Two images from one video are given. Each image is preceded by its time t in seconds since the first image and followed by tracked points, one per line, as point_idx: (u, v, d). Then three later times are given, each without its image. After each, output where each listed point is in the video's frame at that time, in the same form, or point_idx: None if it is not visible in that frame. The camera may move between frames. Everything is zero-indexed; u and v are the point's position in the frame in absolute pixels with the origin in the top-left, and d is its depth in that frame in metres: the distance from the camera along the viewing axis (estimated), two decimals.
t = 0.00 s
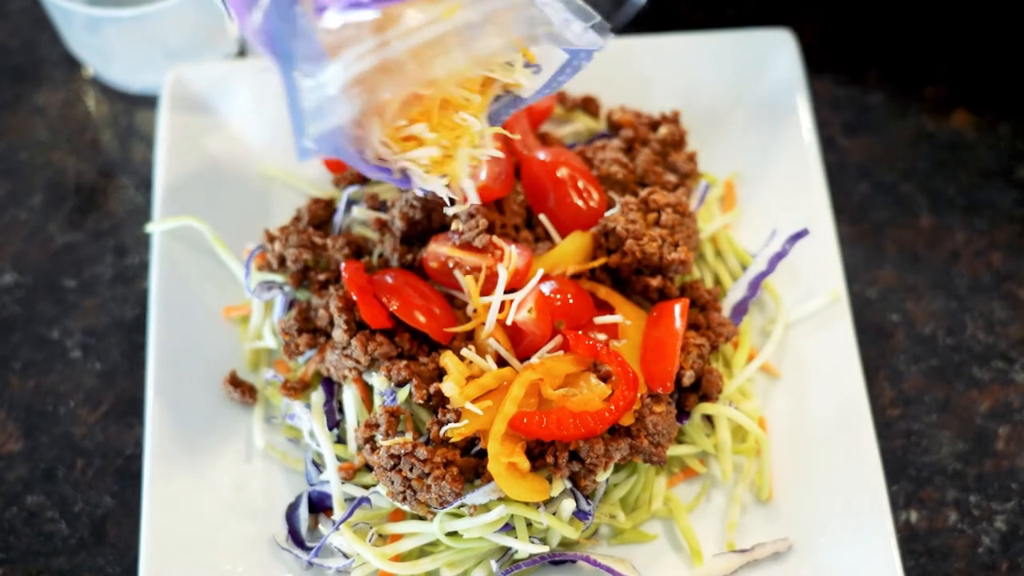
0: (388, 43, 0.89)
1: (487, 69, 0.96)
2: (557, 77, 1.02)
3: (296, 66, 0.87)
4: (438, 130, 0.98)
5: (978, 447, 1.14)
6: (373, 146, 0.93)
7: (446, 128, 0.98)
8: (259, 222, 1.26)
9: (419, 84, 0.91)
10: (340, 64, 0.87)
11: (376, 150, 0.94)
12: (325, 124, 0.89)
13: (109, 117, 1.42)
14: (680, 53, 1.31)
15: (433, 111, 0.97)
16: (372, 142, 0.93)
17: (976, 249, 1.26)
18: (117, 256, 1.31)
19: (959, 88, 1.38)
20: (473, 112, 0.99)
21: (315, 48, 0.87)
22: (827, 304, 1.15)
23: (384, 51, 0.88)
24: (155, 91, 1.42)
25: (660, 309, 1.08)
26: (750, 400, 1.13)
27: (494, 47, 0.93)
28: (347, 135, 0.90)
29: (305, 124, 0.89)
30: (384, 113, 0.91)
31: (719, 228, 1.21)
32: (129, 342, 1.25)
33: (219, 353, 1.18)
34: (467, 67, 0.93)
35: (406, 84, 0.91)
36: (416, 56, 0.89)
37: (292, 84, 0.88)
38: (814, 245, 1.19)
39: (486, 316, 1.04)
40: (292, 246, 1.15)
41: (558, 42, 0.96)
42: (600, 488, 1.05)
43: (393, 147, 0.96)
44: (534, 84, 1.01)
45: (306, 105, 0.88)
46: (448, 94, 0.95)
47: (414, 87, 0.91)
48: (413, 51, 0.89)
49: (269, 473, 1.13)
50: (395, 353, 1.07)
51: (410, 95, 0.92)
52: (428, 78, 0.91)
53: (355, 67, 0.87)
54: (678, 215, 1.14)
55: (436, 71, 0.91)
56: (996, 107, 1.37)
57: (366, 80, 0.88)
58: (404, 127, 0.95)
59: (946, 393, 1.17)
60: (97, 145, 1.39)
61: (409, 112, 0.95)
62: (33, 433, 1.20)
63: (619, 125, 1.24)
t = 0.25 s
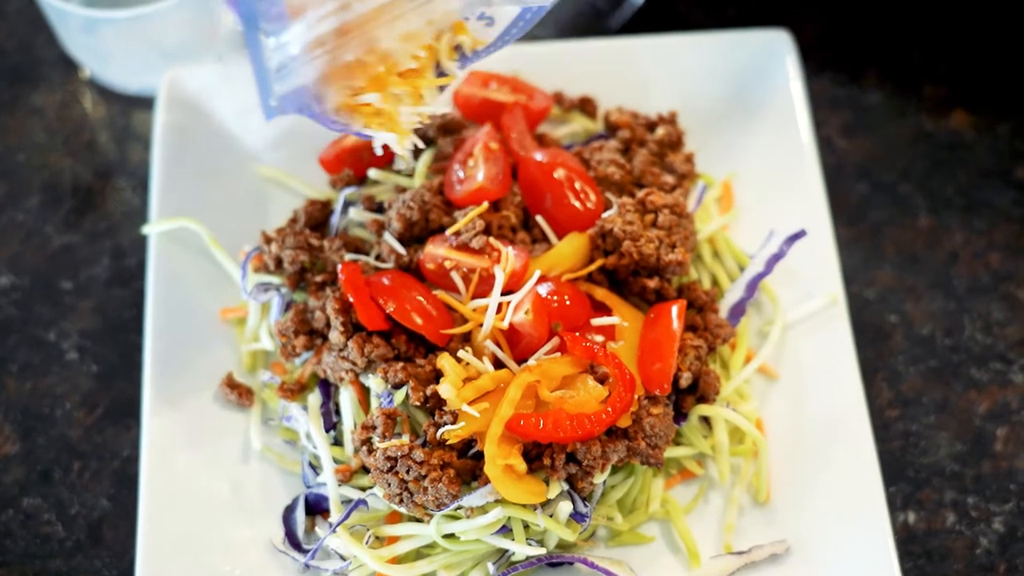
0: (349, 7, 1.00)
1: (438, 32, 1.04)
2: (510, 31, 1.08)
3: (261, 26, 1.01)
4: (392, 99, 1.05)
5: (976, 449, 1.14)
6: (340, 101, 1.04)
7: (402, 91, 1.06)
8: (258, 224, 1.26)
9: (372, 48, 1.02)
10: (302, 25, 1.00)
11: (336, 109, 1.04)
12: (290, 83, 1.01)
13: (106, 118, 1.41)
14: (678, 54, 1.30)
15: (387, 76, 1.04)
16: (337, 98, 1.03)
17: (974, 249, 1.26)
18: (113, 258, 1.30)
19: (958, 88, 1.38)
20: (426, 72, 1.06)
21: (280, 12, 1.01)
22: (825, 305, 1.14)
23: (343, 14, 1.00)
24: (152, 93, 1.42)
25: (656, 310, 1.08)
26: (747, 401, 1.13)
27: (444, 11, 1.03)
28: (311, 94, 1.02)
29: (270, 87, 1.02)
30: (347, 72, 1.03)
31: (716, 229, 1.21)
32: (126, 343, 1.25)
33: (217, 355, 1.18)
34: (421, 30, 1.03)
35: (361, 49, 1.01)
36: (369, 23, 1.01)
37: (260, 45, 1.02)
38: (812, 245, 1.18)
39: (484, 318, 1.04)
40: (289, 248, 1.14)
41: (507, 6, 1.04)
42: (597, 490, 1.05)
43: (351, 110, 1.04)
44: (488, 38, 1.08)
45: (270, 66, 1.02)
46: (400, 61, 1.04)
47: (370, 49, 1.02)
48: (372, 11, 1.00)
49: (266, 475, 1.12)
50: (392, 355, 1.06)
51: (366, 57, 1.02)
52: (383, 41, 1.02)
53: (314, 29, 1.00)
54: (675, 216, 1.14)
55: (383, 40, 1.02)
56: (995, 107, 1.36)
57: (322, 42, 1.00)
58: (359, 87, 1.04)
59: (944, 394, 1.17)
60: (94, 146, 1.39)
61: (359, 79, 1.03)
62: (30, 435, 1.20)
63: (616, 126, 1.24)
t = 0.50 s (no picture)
0: (336, 25, 1.01)
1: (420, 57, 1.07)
2: (493, 38, 1.07)
3: (243, 43, 0.99)
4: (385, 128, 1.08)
5: (974, 450, 1.13)
6: (322, 122, 1.06)
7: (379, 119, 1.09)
8: (253, 226, 1.26)
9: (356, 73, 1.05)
10: (287, 45, 1.00)
11: (317, 131, 1.06)
12: (272, 102, 1.02)
13: (102, 120, 1.41)
14: (676, 54, 1.30)
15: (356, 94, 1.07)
16: (317, 122, 1.06)
17: (972, 250, 1.26)
18: (110, 260, 1.30)
19: (956, 89, 1.38)
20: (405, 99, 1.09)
21: (261, 26, 0.99)
22: (822, 307, 1.14)
23: (331, 34, 1.01)
24: (148, 94, 1.42)
25: (653, 312, 1.08)
26: (744, 403, 1.13)
27: (427, 37, 1.06)
28: (292, 113, 1.04)
29: (253, 104, 1.02)
30: (323, 93, 1.04)
31: (713, 230, 1.21)
32: (122, 346, 1.25)
33: (212, 357, 1.18)
34: (408, 54, 1.06)
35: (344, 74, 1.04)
36: (350, 44, 1.03)
37: (241, 61, 1.00)
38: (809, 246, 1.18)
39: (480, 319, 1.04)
40: (285, 250, 1.14)
41: (490, 27, 1.07)
42: (594, 493, 1.05)
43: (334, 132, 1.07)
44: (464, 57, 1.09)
45: (253, 84, 1.01)
46: (383, 82, 1.07)
47: (354, 72, 1.05)
48: (360, 33, 1.02)
49: (262, 478, 1.12)
50: (388, 357, 1.06)
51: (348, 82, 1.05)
52: (366, 61, 1.05)
53: (300, 50, 1.00)
54: (672, 217, 1.13)
55: (367, 60, 1.04)
56: (993, 108, 1.36)
57: (308, 62, 1.01)
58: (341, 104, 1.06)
59: (942, 395, 1.16)
60: (91, 148, 1.39)
61: (337, 102, 1.06)
62: (26, 437, 1.19)
63: (613, 127, 1.24)
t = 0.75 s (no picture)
0: (443, 114, 0.87)
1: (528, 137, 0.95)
2: (586, 103, 1.00)
3: (350, 134, 0.87)
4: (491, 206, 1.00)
5: (971, 451, 1.13)
6: (436, 209, 0.94)
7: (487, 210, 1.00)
8: (248, 228, 1.25)
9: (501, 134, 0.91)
10: (397, 135, 0.86)
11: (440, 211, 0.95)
12: (384, 195, 0.88)
13: (98, 122, 1.41)
14: (672, 55, 1.30)
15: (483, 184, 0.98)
16: (431, 208, 0.93)
17: (970, 251, 1.25)
18: (105, 262, 1.30)
19: (953, 89, 1.38)
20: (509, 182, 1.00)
21: (368, 116, 0.86)
22: (819, 308, 1.14)
23: (438, 121, 0.87)
24: (143, 96, 1.41)
25: (650, 313, 1.08)
26: (741, 404, 1.12)
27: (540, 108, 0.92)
28: (404, 206, 0.90)
29: (364, 198, 0.89)
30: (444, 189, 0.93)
31: (711, 231, 1.20)
32: (118, 348, 1.24)
33: (207, 359, 1.17)
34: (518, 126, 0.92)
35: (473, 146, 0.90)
36: (460, 129, 0.88)
37: (350, 151, 0.87)
38: (806, 247, 1.19)
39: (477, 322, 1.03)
40: (281, 252, 1.14)
41: (590, 86, 0.96)
42: (591, 495, 1.05)
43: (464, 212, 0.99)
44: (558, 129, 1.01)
45: (365, 175, 0.87)
46: (494, 160, 0.95)
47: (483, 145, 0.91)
48: (474, 120, 0.89)
49: (258, 481, 1.12)
50: (384, 360, 1.06)
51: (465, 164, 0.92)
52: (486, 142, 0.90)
53: (411, 140, 0.86)
54: (668, 219, 1.13)
55: (511, 119, 0.91)
56: (990, 108, 1.36)
57: (418, 155, 0.87)
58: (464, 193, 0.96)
59: (939, 397, 1.16)
60: (86, 149, 1.38)
61: (454, 190, 0.94)
62: (21, 440, 1.19)
63: (610, 129, 1.23)
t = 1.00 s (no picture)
0: (465, 185, 0.75)
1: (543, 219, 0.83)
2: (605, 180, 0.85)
3: (367, 208, 0.78)
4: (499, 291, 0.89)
5: (969, 452, 1.13)
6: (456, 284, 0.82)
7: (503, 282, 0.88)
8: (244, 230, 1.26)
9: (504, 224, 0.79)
10: (417, 207, 0.75)
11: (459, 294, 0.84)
12: (405, 271, 0.78)
13: (93, 123, 1.40)
14: (670, 56, 1.30)
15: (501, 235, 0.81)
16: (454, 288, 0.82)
17: (967, 251, 1.25)
18: (101, 265, 1.29)
19: (950, 89, 1.37)
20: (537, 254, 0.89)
21: (384, 186, 0.76)
22: (817, 309, 1.14)
23: (459, 196, 0.75)
24: (139, 98, 1.41)
25: (647, 315, 1.07)
26: (738, 406, 1.12)
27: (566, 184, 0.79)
28: (425, 285, 0.80)
29: (383, 273, 0.79)
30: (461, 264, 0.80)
31: (707, 232, 1.20)
32: (114, 351, 1.24)
33: (203, 362, 1.17)
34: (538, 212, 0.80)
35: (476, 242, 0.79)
36: (486, 204, 0.76)
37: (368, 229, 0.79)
38: (804, 248, 1.18)
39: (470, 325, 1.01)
40: (276, 254, 1.14)
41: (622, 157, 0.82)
42: (588, 497, 1.05)
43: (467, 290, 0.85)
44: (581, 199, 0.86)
45: (383, 249, 0.78)
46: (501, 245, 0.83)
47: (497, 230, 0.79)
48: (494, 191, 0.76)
49: (255, 484, 1.12)
50: (381, 362, 1.06)
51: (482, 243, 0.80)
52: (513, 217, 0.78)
53: (430, 216, 0.75)
54: (665, 220, 1.14)
55: (518, 202, 0.78)
56: (987, 108, 1.36)
57: (437, 231, 0.76)
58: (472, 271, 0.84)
59: (937, 397, 1.16)
60: (82, 151, 1.38)
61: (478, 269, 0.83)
62: (17, 443, 1.19)
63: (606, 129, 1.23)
